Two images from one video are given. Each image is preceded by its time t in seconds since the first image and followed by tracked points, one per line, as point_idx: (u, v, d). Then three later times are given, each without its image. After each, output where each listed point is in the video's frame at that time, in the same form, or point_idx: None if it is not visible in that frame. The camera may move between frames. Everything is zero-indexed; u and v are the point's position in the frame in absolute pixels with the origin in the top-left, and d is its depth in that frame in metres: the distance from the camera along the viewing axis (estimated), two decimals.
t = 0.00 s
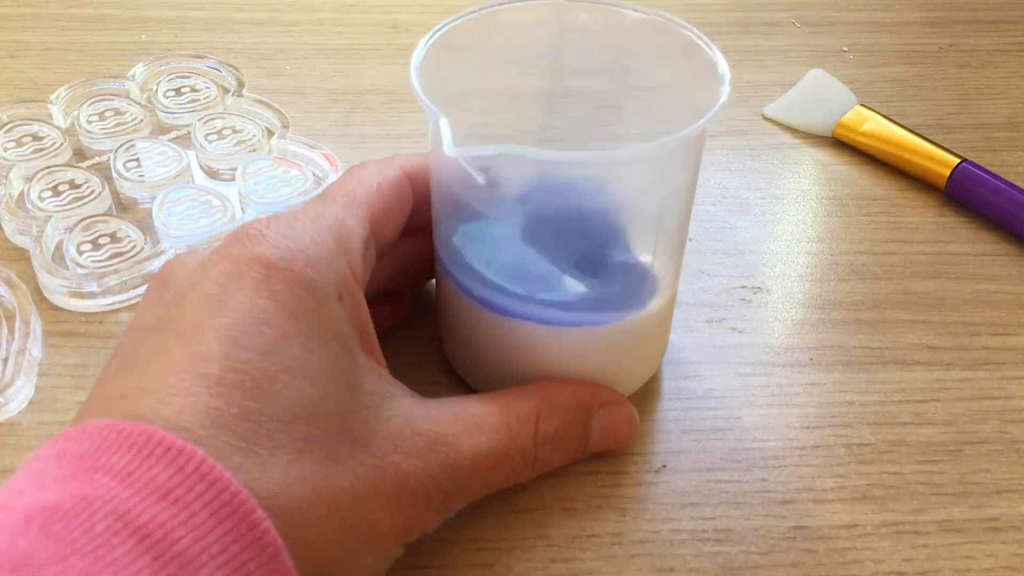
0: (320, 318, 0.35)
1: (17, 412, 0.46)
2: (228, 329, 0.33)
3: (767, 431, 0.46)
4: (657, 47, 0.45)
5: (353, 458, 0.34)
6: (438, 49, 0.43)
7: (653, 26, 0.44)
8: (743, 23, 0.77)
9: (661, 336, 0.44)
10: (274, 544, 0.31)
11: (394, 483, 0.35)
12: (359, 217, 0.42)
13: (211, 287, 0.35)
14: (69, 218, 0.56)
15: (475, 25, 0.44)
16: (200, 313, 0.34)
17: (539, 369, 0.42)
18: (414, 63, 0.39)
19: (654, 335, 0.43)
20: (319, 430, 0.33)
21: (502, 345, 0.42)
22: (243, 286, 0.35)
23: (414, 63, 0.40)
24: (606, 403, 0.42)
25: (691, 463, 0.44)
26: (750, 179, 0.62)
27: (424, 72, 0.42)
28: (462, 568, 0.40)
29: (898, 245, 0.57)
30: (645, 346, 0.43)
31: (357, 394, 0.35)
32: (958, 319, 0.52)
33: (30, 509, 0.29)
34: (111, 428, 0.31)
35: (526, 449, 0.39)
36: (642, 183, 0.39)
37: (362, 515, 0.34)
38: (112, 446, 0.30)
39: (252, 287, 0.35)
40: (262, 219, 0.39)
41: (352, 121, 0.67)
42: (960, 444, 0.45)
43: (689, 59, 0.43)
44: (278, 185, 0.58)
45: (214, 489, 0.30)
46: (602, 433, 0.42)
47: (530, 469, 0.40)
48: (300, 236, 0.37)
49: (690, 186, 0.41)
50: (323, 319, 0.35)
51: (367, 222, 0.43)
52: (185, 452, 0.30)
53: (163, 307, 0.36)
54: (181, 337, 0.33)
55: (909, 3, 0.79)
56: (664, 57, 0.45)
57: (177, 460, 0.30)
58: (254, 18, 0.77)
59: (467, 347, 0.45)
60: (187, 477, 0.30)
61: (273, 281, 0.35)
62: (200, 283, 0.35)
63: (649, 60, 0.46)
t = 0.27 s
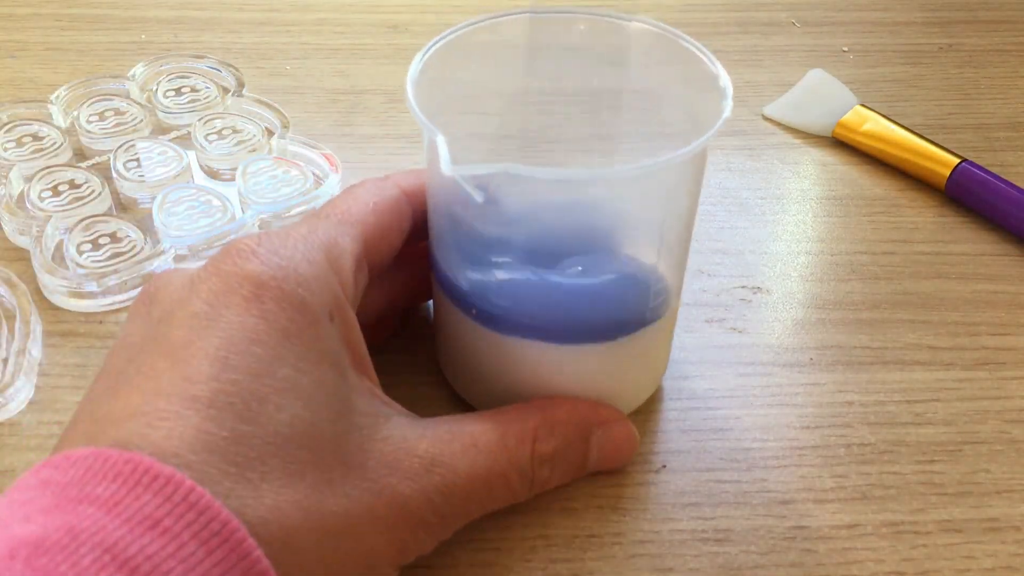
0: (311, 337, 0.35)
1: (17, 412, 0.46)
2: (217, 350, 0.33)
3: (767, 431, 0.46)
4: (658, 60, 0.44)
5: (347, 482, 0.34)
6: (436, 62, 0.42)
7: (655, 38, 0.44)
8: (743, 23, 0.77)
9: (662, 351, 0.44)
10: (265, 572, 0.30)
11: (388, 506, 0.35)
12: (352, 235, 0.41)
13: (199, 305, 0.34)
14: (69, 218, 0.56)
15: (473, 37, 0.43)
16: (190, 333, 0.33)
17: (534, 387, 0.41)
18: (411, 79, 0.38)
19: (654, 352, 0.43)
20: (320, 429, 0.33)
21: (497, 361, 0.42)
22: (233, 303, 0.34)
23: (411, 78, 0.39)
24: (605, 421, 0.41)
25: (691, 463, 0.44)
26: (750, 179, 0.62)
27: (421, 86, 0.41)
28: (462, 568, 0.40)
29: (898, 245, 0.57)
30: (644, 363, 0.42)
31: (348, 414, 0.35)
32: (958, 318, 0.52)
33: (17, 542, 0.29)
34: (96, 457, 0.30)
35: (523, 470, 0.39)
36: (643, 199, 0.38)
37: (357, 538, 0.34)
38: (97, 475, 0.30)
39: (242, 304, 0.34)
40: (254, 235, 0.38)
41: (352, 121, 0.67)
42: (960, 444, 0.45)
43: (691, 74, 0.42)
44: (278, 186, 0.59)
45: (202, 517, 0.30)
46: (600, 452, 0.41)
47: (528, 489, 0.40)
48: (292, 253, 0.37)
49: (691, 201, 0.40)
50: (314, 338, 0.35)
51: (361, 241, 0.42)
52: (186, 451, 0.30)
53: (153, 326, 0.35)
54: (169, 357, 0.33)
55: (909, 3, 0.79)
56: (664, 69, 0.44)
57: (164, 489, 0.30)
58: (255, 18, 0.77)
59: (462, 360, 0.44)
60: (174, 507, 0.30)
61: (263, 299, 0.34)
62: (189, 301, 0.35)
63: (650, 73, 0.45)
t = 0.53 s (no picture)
0: (309, 336, 0.35)
1: (17, 412, 0.46)
2: (216, 347, 0.33)
3: (767, 431, 0.46)
4: (659, 61, 0.44)
5: (345, 480, 0.34)
6: (436, 64, 0.42)
7: (657, 40, 0.44)
8: (743, 23, 0.77)
9: (663, 352, 0.44)
10: (265, 566, 0.31)
11: (387, 506, 0.35)
12: (352, 234, 0.41)
13: (199, 302, 0.34)
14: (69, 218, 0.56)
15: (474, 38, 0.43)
16: (188, 329, 0.33)
17: (534, 388, 0.41)
18: (411, 80, 0.38)
19: (654, 353, 0.43)
20: (320, 428, 0.33)
21: (497, 362, 0.41)
22: (232, 300, 0.34)
23: (411, 80, 0.39)
24: (605, 421, 0.41)
25: (691, 463, 0.44)
26: (750, 179, 0.62)
27: (423, 87, 0.41)
28: (462, 568, 0.40)
29: (898, 245, 0.57)
30: (645, 364, 0.42)
31: (347, 413, 0.35)
32: (958, 318, 0.52)
33: (20, 533, 0.29)
34: (96, 450, 0.30)
35: (522, 469, 0.39)
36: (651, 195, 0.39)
37: (354, 538, 0.34)
38: (97, 468, 0.30)
39: (241, 302, 0.34)
40: (254, 233, 0.38)
41: (352, 121, 0.67)
42: (960, 444, 0.45)
43: (693, 75, 0.42)
44: (278, 186, 0.59)
45: (202, 511, 0.30)
46: (598, 452, 0.41)
47: (526, 489, 0.40)
48: (291, 252, 0.37)
49: (692, 202, 0.40)
50: (313, 337, 0.35)
51: (361, 241, 0.42)
52: (186, 449, 0.30)
53: (152, 323, 0.35)
54: (168, 353, 0.33)
55: (909, 3, 0.79)
56: (665, 71, 0.44)
57: (164, 482, 0.30)
58: (254, 18, 0.77)
59: (462, 361, 0.44)
60: (174, 500, 0.30)
61: (263, 297, 0.34)
62: (188, 298, 0.35)
63: (651, 74, 0.45)
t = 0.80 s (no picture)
0: (310, 335, 0.35)
1: (17, 412, 0.46)
2: (217, 346, 0.33)
3: (767, 431, 0.46)
4: (660, 61, 0.44)
5: (345, 479, 0.34)
6: (437, 65, 0.42)
7: (658, 40, 0.44)
8: (743, 23, 0.77)
9: (664, 352, 0.44)
10: (265, 565, 0.31)
11: (387, 506, 0.35)
12: (353, 235, 0.41)
13: (199, 301, 0.34)
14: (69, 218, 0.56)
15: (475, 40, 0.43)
16: (189, 328, 0.33)
17: (535, 389, 0.41)
18: (411, 80, 0.38)
19: (655, 354, 0.43)
20: (320, 427, 0.33)
21: (498, 363, 0.41)
22: (233, 300, 0.34)
23: (412, 81, 0.39)
24: (605, 421, 0.41)
25: (691, 464, 0.44)
26: (750, 179, 0.62)
27: (424, 87, 0.41)
28: (462, 568, 0.40)
29: (898, 245, 0.57)
30: (645, 366, 0.42)
31: (347, 413, 0.35)
32: (958, 318, 0.52)
33: (19, 532, 0.29)
34: (96, 450, 0.30)
35: (522, 469, 0.39)
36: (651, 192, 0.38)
37: (354, 538, 0.34)
38: (97, 467, 0.30)
39: (241, 301, 0.34)
40: (255, 233, 0.38)
41: (352, 121, 0.67)
42: (960, 444, 0.45)
43: (695, 76, 0.42)
44: (277, 186, 0.59)
45: (202, 510, 0.30)
46: (598, 452, 0.41)
47: (526, 489, 0.40)
48: (292, 252, 0.37)
49: (692, 204, 0.40)
50: (313, 337, 0.35)
51: (362, 241, 0.42)
52: (186, 448, 0.30)
53: (152, 323, 0.35)
54: (168, 352, 0.33)
55: (909, 3, 0.79)
56: (666, 71, 0.44)
57: (164, 482, 0.30)
58: (255, 18, 0.77)
59: (462, 361, 0.44)
60: (175, 499, 0.30)
61: (263, 296, 0.34)
62: (189, 297, 0.35)
63: (653, 75, 0.45)
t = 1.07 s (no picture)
0: (310, 334, 0.35)
1: (16, 412, 0.46)
2: (217, 347, 0.32)
3: (767, 431, 0.46)
4: (661, 61, 0.44)
5: (345, 480, 0.34)
6: (437, 65, 0.42)
7: (659, 40, 0.44)
8: (744, 23, 0.77)
9: (664, 352, 0.44)
10: (265, 568, 0.30)
11: (387, 506, 0.35)
12: (354, 235, 0.41)
13: (199, 302, 0.34)
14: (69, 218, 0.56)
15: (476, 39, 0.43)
16: (189, 328, 0.33)
17: (534, 389, 0.41)
18: (411, 81, 0.38)
19: (655, 355, 0.42)
20: (320, 427, 0.33)
21: (497, 363, 0.41)
22: (233, 300, 0.34)
23: (412, 80, 0.39)
24: (604, 422, 0.41)
25: (691, 464, 0.44)
26: (750, 179, 0.62)
27: (424, 87, 0.41)
28: (462, 568, 0.40)
29: (898, 245, 0.57)
30: (645, 366, 0.42)
31: (347, 413, 0.35)
32: (958, 318, 0.52)
33: (17, 535, 0.29)
34: (95, 452, 0.30)
35: (522, 469, 0.39)
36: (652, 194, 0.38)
37: (354, 538, 0.34)
38: (96, 470, 0.30)
39: (241, 302, 0.34)
40: (255, 233, 0.38)
41: (352, 121, 0.67)
42: (960, 444, 0.45)
43: (695, 75, 0.42)
44: (277, 186, 0.59)
45: (202, 513, 0.30)
46: (598, 452, 0.41)
47: (527, 489, 0.40)
48: (292, 252, 0.37)
49: (693, 205, 0.40)
50: (314, 337, 0.35)
51: (362, 241, 0.42)
52: (186, 448, 0.30)
53: (152, 323, 0.35)
54: (168, 353, 0.33)
55: (909, 3, 0.79)
56: (667, 71, 0.44)
57: (164, 484, 0.30)
58: (254, 18, 0.77)
59: (462, 361, 0.44)
60: (175, 502, 0.30)
61: (263, 296, 0.34)
62: (189, 298, 0.35)
63: (654, 75, 0.45)
